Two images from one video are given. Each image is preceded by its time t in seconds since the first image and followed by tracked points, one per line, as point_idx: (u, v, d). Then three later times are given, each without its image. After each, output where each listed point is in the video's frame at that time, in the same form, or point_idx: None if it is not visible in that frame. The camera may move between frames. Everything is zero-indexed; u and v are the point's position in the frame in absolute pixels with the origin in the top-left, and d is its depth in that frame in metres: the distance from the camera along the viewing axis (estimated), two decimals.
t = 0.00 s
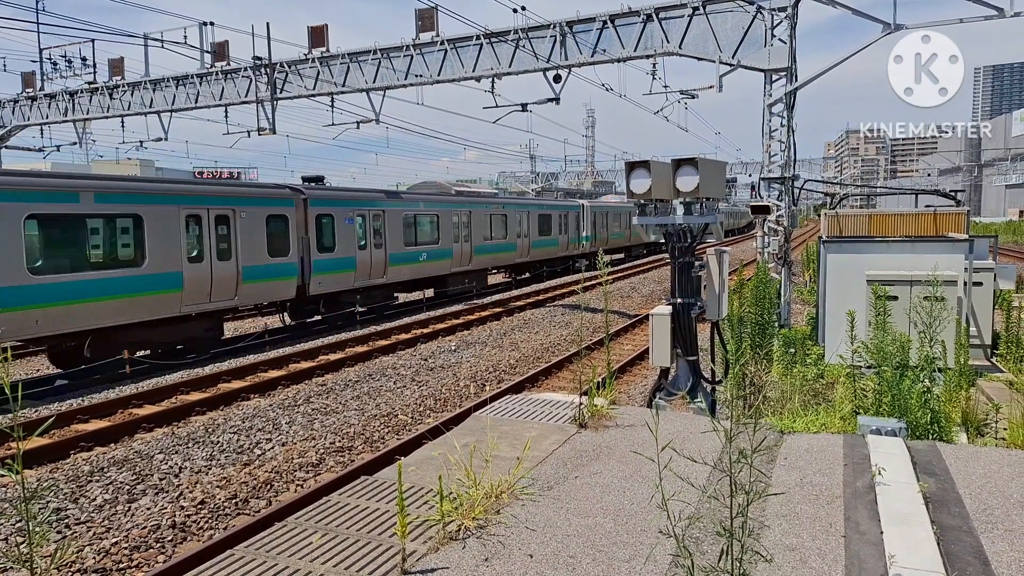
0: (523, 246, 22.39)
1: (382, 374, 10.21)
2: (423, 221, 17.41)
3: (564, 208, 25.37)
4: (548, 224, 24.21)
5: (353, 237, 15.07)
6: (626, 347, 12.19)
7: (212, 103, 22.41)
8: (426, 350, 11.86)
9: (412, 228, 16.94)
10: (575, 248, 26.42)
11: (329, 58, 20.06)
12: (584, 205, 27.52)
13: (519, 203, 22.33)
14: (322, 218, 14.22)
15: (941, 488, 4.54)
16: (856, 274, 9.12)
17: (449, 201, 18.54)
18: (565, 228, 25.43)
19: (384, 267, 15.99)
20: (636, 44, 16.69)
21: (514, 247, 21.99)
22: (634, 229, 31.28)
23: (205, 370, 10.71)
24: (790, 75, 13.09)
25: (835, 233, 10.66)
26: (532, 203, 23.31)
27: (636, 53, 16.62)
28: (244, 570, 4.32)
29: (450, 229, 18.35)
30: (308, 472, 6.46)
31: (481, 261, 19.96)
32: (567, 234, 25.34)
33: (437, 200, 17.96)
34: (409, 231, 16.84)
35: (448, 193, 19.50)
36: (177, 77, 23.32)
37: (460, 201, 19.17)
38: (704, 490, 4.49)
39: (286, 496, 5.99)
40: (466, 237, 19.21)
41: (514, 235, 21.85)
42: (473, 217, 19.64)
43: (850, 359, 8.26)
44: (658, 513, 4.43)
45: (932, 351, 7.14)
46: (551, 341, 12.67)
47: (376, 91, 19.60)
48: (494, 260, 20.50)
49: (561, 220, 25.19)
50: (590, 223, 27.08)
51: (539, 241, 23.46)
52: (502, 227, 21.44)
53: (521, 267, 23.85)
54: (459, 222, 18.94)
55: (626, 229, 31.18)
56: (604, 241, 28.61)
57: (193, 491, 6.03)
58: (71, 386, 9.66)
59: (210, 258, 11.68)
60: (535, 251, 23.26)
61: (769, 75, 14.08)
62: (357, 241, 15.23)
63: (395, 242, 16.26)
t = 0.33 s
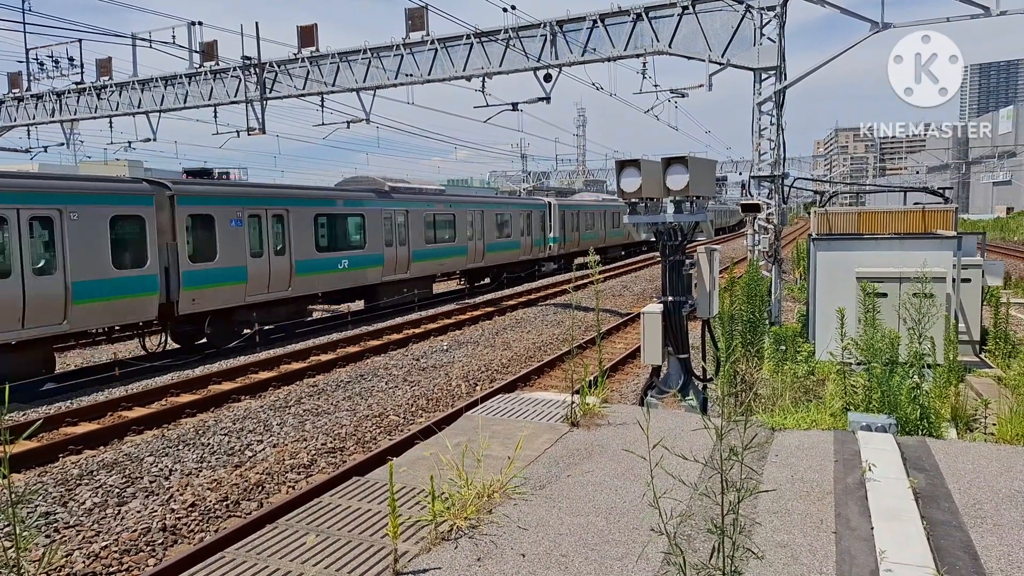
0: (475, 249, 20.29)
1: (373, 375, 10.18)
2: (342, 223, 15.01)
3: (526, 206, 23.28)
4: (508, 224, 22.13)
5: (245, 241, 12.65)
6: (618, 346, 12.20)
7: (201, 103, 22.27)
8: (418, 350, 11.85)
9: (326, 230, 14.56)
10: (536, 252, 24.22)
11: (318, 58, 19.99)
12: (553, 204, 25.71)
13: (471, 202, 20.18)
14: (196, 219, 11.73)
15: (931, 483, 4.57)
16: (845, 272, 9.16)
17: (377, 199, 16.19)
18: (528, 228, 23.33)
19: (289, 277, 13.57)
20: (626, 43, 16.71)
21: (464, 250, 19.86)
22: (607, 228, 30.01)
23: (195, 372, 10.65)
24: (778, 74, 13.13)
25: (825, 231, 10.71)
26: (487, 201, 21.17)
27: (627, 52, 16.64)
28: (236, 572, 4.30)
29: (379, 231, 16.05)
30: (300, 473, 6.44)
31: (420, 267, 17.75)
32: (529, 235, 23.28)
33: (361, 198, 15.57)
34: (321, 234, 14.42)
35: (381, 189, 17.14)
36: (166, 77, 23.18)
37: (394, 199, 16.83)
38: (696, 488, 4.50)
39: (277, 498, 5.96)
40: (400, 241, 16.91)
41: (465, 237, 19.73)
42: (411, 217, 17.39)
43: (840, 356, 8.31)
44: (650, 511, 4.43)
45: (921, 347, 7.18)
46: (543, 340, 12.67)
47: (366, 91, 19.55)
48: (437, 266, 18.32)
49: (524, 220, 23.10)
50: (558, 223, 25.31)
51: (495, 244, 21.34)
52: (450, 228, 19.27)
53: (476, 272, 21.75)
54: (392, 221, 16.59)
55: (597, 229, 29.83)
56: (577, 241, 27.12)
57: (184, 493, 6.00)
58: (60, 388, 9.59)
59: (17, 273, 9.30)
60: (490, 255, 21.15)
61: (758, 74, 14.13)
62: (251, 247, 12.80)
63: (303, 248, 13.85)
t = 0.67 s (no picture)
0: (417, 253, 17.81)
1: (365, 373, 10.16)
2: (239, 224, 12.55)
3: (483, 205, 21.02)
4: (459, 225, 19.80)
5: (85, 246, 10.09)
6: (610, 345, 12.20)
7: (192, 99, 22.15)
8: (409, 349, 11.84)
9: (213, 231, 12.05)
10: (500, 255, 22.18)
11: (311, 55, 19.93)
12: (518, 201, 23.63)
13: (415, 197, 17.81)
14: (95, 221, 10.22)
15: (920, 484, 4.60)
16: (836, 273, 9.19)
17: (289, 194, 13.67)
18: (484, 228, 21.10)
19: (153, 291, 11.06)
20: (619, 43, 16.72)
21: (403, 253, 17.31)
22: (581, 228, 28.29)
23: (185, 369, 10.59)
24: (771, 75, 13.17)
25: (816, 232, 10.74)
26: (436, 197, 18.74)
27: (620, 52, 16.66)
28: (224, 571, 4.29)
29: (285, 232, 13.46)
30: (290, 472, 6.42)
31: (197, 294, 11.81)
32: (486, 236, 21.05)
33: (260, 192, 12.99)
34: (114, 240, 10.47)
35: (298, 182, 14.78)
36: (158, 74, 23.07)
37: (313, 194, 14.34)
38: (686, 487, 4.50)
39: (267, 497, 5.94)
40: (316, 243, 14.41)
41: (403, 239, 17.25)
42: (369, 215, 16.06)
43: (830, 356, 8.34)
44: (640, 510, 4.44)
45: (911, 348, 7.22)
46: (535, 339, 12.67)
47: (359, 89, 19.49)
48: (365, 272, 15.83)
49: (478, 219, 20.84)
50: (524, 223, 23.31)
51: (442, 246, 18.91)
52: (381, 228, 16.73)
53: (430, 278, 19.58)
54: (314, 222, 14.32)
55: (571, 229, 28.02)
56: (546, 244, 25.26)
57: (173, 492, 5.97)
58: (48, 386, 9.52)
59: None
60: (437, 259, 18.73)
61: (751, 75, 14.16)
62: (94, 252, 10.22)
63: (177, 256, 11.37)
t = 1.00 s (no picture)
0: (342, 260, 15.41)
1: (358, 372, 10.16)
2: (98, 223, 10.42)
3: (427, 205, 18.62)
4: (398, 227, 17.36)
5: None
6: (604, 345, 12.20)
7: (186, 97, 22.06)
8: (403, 348, 11.83)
9: (78, 232, 10.16)
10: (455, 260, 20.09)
11: (306, 53, 19.90)
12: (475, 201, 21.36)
13: (339, 194, 15.33)
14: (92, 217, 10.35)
15: (912, 484, 4.62)
16: (830, 274, 9.21)
17: (156, 187, 11.25)
18: (430, 230, 18.77)
19: None
20: (614, 44, 16.76)
21: (325, 260, 14.92)
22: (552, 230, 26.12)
23: (177, 368, 10.55)
24: (765, 76, 13.21)
25: (810, 232, 10.79)
26: (368, 194, 16.28)
27: (615, 53, 16.69)
28: (217, 570, 4.28)
29: (150, 236, 11.12)
30: (283, 471, 6.40)
31: (26, 312, 9.59)
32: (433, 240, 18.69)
33: (115, 186, 10.64)
34: None
35: (178, 174, 12.58)
36: (151, 71, 23.00)
37: (196, 188, 11.99)
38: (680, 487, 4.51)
39: (260, 496, 5.92)
40: (198, 248, 11.99)
41: (324, 244, 14.83)
42: (364, 214, 16.11)
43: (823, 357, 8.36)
44: (633, 510, 4.45)
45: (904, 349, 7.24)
46: (529, 339, 12.67)
47: (353, 88, 19.46)
48: (271, 283, 13.49)
49: (424, 220, 18.50)
50: (481, 225, 21.07)
51: (375, 252, 16.52)
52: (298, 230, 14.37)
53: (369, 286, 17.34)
54: (178, 220, 11.64)
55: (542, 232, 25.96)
56: (511, 246, 23.06)
57: (166, 491, 5.95)
58: (40, 384, 9.46)
59: None
60: (370, 266, 16.33)
61: (745, 76, 14.19)
62: None
63: None
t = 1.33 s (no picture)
0: (246, 268, 13.04)
1: (356, 372, 10.16)
2: None
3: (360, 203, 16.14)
4: (322, 230, 14.94)
5: None
6: (601, 345, 12.18)
7: (183, 97, 22.02)
8: (401, 348, 11.81)
9: None
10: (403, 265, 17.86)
11: (303, 53, 19.89)
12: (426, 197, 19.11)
13: (237, 190, 12.86)
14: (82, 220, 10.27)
15: (909, 482, 4.62)
16: (828, 272, 9.21)
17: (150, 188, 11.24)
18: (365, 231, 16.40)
19: None
20: (611, 43, 16.76)
21: (217, 269, 12.45)
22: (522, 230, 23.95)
23: (175, 368, 10.53)
24: (762, 75, 13.22)
25: (807, 231, 10.79)
26: (279, 191, 13.82)
27: (612, 52, 16.70)
28: (215, 569, 4.27)
29: None
30: (281, 471, 6.39)
31: None
32: (369, 243, 16.30)
33: None
34: None
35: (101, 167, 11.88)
36: (148, 71, 22.99)
37: (17, 182, 9.42)
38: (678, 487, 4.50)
39: (258, 495, 5.92)
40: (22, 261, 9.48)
41: (217, 251, 12.40)
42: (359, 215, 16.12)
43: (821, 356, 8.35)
44: (630, 508, 4.45)
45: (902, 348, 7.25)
46: (527, 339, 12.66)
47: (350, 87, 19.43)
48: (141, 300, 11.12)
49: (355, 220, 16.06)
50: (434, 227, 18.85)
51: (290, 259, 14.08)
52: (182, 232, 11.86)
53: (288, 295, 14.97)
54: None
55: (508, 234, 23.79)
56: (471, 249, 20.94)
57: (164, 490, 5.93)
58: (37, 384, 9.44)
59: None
60: (281, 275, 13.94)
61: (742, 75, 14.19)
62: None
63: None
